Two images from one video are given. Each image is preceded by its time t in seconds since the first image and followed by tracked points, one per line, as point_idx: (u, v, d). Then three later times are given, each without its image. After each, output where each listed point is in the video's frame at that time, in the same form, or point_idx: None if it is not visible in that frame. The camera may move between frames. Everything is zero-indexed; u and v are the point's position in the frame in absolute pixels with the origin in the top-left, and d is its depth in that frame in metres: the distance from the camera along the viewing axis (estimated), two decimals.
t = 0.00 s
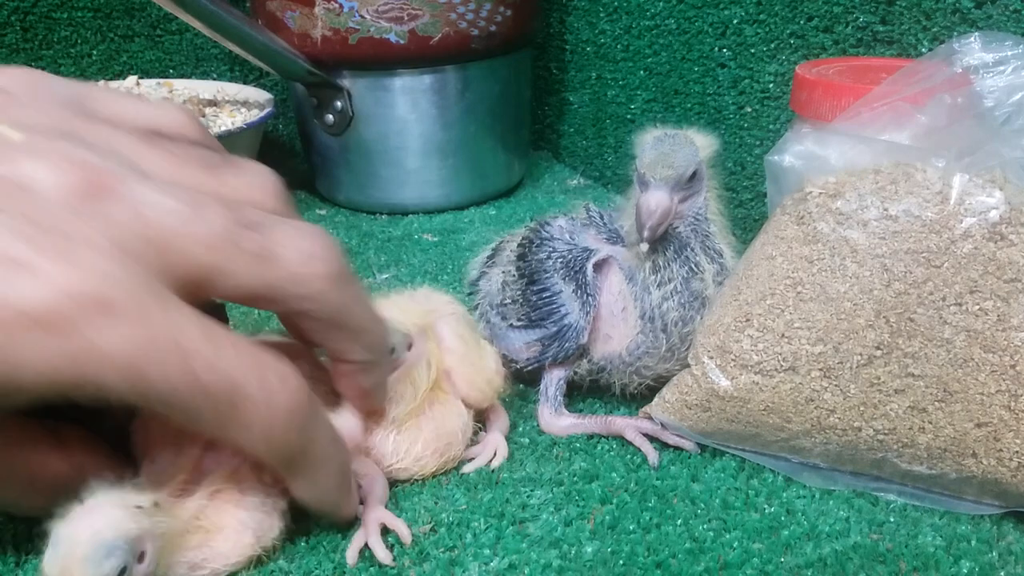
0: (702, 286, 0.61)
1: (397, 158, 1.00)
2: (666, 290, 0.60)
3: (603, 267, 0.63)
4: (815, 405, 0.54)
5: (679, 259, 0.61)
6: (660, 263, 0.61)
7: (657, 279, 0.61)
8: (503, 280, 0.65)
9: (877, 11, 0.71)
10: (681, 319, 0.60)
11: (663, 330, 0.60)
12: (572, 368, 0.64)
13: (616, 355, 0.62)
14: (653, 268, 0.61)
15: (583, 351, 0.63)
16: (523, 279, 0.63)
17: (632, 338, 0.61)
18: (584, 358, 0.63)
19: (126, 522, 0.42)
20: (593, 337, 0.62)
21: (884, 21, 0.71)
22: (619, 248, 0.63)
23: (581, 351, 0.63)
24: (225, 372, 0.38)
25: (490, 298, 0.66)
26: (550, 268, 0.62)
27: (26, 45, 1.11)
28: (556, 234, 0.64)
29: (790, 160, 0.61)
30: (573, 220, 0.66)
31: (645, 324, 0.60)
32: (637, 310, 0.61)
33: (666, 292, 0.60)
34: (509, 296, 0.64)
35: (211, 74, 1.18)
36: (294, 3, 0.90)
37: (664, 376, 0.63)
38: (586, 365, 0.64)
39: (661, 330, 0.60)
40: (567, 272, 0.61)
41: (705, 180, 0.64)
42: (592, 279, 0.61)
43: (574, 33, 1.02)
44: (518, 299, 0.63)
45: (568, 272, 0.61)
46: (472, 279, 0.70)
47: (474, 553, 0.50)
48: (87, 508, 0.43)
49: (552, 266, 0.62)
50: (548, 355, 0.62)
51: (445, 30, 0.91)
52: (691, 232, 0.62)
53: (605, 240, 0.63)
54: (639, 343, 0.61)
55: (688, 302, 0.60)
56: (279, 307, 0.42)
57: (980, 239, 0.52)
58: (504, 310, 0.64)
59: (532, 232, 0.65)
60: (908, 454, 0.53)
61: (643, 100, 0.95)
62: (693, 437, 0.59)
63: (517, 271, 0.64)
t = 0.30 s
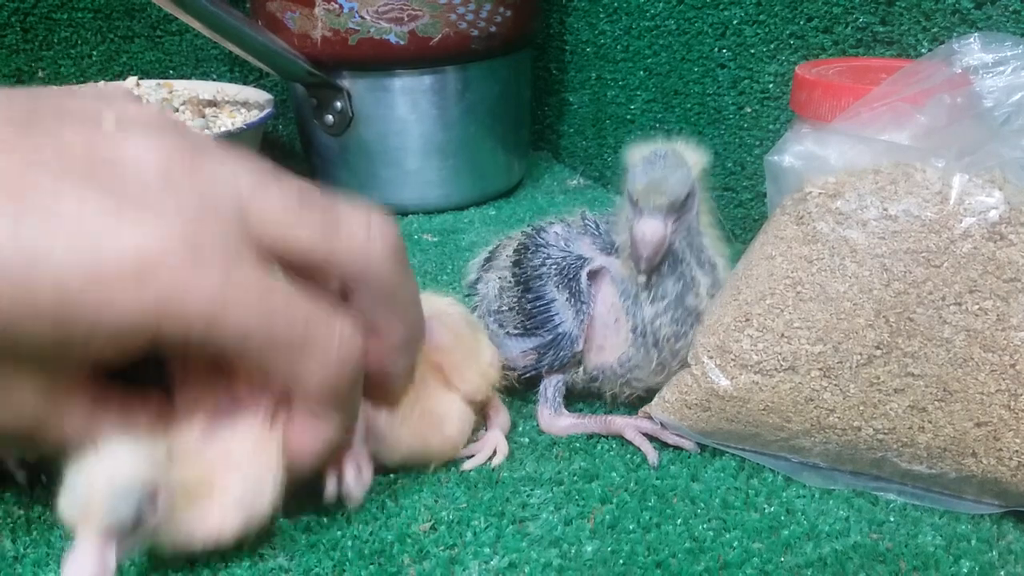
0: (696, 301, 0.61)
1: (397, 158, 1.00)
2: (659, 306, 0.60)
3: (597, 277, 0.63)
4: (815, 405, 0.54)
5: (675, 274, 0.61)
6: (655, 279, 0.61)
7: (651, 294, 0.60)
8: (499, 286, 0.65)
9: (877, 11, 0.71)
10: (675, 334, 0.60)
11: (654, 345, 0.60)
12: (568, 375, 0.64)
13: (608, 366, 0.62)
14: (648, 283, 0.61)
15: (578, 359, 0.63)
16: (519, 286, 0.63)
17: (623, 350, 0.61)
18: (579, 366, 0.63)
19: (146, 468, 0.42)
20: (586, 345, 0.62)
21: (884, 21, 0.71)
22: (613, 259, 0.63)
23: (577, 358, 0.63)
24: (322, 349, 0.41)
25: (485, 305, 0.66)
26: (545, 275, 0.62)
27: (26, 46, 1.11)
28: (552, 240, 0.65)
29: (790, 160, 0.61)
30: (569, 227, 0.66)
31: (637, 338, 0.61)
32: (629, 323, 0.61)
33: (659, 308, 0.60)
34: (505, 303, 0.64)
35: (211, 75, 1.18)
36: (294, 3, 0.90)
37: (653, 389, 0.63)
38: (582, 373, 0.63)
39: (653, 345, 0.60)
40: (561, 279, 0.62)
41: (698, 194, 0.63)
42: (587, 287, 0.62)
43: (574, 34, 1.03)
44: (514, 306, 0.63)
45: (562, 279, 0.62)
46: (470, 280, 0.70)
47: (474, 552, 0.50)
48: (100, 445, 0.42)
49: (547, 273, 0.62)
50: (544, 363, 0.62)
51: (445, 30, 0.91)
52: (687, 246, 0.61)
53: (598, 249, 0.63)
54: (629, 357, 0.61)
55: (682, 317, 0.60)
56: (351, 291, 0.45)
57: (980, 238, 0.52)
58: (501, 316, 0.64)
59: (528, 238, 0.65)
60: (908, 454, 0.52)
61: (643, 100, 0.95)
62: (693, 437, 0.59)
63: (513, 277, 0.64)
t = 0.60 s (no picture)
0: (696, 311, 0.62)
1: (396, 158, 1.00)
2: (657, 316, 0.62)
3: (596, 283, 0.63)
4: (815, 405, 0.54)
5: (673, 284, 0.63)
6: (653, 289, 0.62)
7: (648, 304, 0.62)
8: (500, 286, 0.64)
9: (876, 11, 0.71)
10: (672, 345, 0.61)
11: (653, 355, 0.61)
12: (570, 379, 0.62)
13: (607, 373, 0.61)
14: (646, 293, 0.62)
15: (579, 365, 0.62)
16: (519, 288, 0.63)
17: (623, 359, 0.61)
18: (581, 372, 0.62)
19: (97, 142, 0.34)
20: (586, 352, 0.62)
21: (883, 21, 0.71)
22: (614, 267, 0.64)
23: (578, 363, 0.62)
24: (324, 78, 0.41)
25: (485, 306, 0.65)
26: (545, 278, 0.62)
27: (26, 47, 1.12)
28: (553, 243, 0.65)
29: (789, 160, 0.61)
30: (570, 229, 0.67)
31: (636, 347, 0.61)
32: (628, 331, 0.61)
33: (657, 318, 0.62)
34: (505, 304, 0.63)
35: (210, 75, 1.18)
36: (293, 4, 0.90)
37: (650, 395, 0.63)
38: (581, 379, 0.62)
39: (652, 355, 0.61)
40: (562, 283, 0.62)
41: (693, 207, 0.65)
42: (587, 292, 0.62)
43: (573, 33, 1.02)
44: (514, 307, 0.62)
45: (563, 282, 0.62)
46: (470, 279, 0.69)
47: (474, 551, 0.50)
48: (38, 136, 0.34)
49: (547, 276, 0.62)
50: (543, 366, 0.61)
51: (445, 30, 0.91)
52: (685, 257, 0.64)
53: (600, 255, 0.64)
54: (628, 365, 0.61)
55: (680, 329, 0.61)
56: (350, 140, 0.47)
57: (980, 238, 0.52)
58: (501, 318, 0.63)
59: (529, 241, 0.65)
60: (908, 453, 0.52)
61: (642, 100, 0.95)
62: (693, 437, 0.59)
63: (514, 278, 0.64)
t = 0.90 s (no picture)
0: (697, 309, 0.61)
1: (397, 158, 1.00)
2: (659, 312, 0.61)
3: (599, 282, 0.63)
4: (815, 405, 0.54)
5: (677, 281, 0.62)
6: (656, 285, 0.62)
7: (651, 300, 0.61)
8: (501, 286, 0.64)
9: (877, 11, 0.71)
10: (674, 341, 0.60)
11: (654, 352, 0.60)
12: (568, 377, 0.64)
13: (608, 370, 0.62)
14: (649, 289, 0.62)
15: (579, 362, 0.63)
16: (521, 287, 0.63)
17: (624, 356, 0.61)
18: (579, 369, 0.63)
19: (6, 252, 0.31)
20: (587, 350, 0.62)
21: (884, 21, 0.71)
22: (618, 266, 0.63)
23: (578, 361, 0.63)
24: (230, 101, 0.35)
25: (486, 304, 0.65)
26: (548, 277, 0.62)
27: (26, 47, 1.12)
28: (556, 242, 0.65)
29: (790, 160, 0.61)
30: (573, 229, 0.66)
31: (637, 344, 0.61)
32: (630, 329, 0.61)
33: (659, 314, 0.61)
34: (507, 304, 0.63)
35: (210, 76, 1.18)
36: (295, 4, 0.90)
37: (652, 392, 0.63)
38: (581, 377, 0.63)
39: (653, 352, 0.60)
40: (565, 282, 0.62)
41: (697, 203, 0.66)
42: (591, 291, 0.62)
43: (573, 34, 1.02)
44: (516, 307, 0.62)
45: (566, 282, 0.62)
46: (470, 279, 0.70)
47: (473, 553, 0.50)
48: None
49: (550, 276, 0.62)
50: (545, 365, 0.62)
51: (445, 30, 0.91)
52: (687, 249, 0.64)
53: (602, 253, 0.64)
54: (629, 363, 0.61)
55: (681, 325, 0.61)
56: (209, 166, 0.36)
57: (980, 238, 0.52)
58: (502, 317, 0.63)
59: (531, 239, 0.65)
60: (908, 454, 0.52)
61: (642, 100, 0.95)
62: (693, 437, 0.59)
63: (516, 278, 0.64)
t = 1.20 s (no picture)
0: (699, 311, 0.62)
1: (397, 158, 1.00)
2: (662, 315, 0.61)
3: (602, 286, 0.63)
4: (815, 405, 0.54)
5: (679, 284, 0.62)
6: (659, 288, 0.62)
7: (654, 304, 0.62)
8: (503, 289, 0.64)
9: (877, 11, 0.71)
10: (676, 345, 0.61)
11: (656, 356, 0.61)
12: (569, 383, 0.63)
13: (609, 375, 0.62)
14: (652, 292, 0.62)
15: (581, 367, 0.62)
16: (523, 290, 0.62)
17: (625, 360, 0.62)
18: (580, 374, 0.63)
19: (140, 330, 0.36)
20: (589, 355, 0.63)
21: (884, 21, 0.71)
22: (621, 271, 0.64)
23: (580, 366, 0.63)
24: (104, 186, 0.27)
25: (488, 306, 0.64)
26: (550, 281, 0.62)
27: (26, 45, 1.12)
28: (558, 245, 0.64)
29: (790, 160, 0.61)
30: (575, 232, 0.66)
31: (639, 348, 0.61)
32: (633, 333, 0.62)
33: (662, 317, 0.61)
34: (509, 308, 0.63)
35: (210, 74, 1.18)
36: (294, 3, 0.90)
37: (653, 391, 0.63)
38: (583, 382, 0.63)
39: (655, 355, 0.61)
40: (568, 286, 0.62)
41: (701, 205, 0.67)
42: (593, 296, 0.62)
43: (574, 33, 1.02)
44: (518, 311, 0.62)
45: (568, 286, 0.62)
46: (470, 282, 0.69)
47: (474, 553, 0.50)
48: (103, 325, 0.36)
49: (552, 279, 0.62)
50: (546, 370, 0.61)
51: (445, 30, 0.91)
52: (691, 252, 0.64)
53: (606, 258, 0.64)
54: (631, 367, 0.62)
55: (682, 327, 0.61)
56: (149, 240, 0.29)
57: (980, 238, 0.51)
58: (504, 320, 0.63)
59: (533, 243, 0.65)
60: (908, 454, 0.52)
61: (643, 100, 0.95)
62: (693, 437, 0.59)
63: (518, 281, 0.63)
